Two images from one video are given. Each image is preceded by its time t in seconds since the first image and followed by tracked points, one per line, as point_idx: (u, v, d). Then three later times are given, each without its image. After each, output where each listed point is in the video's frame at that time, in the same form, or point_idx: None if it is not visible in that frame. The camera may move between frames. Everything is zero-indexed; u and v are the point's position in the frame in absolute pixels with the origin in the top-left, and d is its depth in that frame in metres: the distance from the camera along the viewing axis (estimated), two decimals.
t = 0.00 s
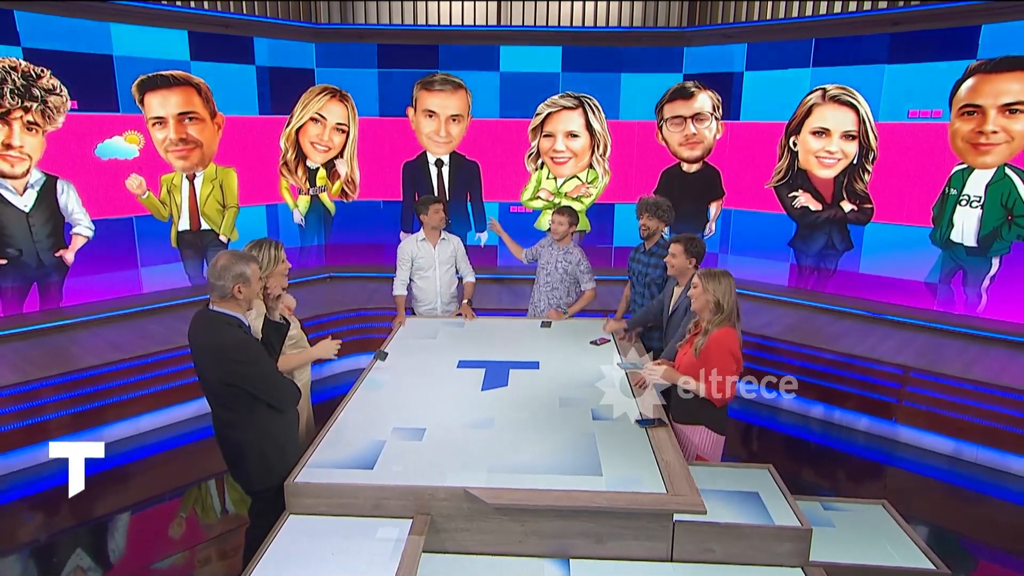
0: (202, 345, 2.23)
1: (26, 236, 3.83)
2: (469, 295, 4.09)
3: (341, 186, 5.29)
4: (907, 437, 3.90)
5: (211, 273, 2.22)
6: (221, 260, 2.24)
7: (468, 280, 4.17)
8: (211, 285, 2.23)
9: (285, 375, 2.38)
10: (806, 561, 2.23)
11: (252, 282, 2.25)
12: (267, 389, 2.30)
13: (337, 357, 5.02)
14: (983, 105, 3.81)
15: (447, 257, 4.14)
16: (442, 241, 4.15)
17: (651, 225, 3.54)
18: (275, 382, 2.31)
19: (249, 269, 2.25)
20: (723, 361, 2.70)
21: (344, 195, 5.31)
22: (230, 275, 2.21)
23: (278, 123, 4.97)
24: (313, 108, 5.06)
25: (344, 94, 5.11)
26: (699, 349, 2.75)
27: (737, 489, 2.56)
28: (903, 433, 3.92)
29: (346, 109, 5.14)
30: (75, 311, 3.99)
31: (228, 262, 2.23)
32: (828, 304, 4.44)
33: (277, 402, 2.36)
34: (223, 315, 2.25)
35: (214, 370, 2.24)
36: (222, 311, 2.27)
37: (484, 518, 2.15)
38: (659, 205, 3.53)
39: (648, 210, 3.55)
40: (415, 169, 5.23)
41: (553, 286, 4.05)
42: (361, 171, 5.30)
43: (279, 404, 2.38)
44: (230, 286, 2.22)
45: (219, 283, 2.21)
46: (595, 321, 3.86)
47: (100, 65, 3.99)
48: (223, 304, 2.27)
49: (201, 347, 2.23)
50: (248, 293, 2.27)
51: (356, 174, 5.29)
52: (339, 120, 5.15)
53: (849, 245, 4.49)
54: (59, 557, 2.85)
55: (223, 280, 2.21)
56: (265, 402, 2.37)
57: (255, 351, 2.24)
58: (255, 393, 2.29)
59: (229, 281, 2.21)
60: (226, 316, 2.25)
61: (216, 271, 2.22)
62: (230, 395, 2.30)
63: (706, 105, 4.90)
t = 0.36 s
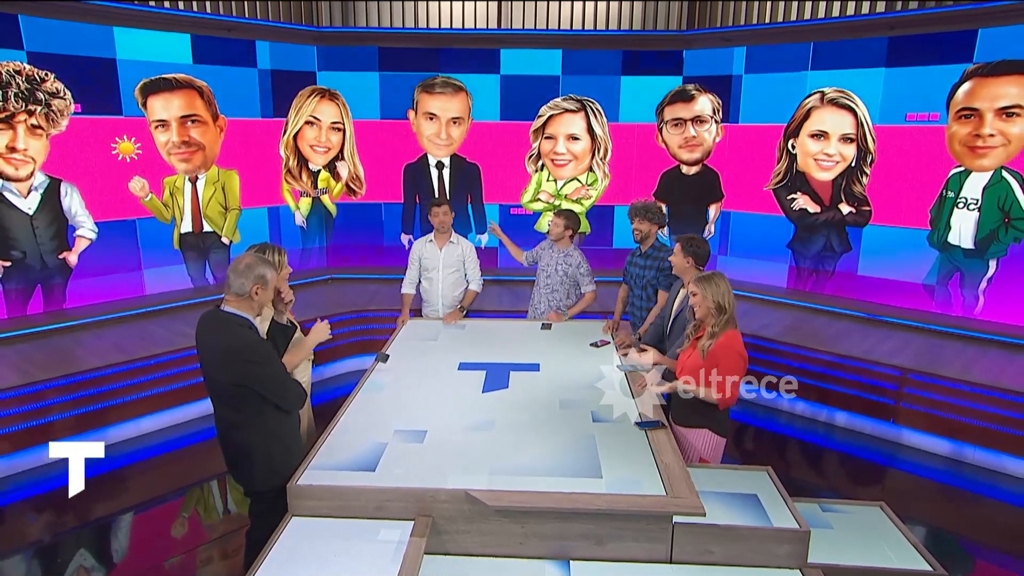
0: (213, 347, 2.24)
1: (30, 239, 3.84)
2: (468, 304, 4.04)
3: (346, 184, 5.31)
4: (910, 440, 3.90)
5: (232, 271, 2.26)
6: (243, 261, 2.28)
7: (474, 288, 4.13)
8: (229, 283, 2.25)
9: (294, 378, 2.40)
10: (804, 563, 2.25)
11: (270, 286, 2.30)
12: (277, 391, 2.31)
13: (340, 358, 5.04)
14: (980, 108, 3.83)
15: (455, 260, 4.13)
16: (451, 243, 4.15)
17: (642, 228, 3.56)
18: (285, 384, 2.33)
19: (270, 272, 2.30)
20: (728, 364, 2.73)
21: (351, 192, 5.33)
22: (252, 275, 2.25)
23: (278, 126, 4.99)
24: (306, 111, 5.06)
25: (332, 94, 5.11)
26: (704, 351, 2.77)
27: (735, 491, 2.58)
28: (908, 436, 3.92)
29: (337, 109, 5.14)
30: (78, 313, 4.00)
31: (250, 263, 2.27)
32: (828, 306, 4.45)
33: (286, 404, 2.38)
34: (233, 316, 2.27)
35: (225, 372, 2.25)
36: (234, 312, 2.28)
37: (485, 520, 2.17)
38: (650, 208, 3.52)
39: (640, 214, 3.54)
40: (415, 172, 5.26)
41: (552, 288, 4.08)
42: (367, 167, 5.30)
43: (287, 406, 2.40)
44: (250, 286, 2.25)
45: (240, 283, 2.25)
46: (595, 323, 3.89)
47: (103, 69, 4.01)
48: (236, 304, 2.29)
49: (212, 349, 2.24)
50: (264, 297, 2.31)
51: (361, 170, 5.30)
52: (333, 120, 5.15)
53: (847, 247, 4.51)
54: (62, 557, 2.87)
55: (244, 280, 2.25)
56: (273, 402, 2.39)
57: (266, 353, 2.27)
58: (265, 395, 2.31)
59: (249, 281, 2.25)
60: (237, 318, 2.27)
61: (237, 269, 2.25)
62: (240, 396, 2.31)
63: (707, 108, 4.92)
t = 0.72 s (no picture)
0: (230, 345, 2.24)
1: (33, 241, 3.85)
2: (463, 311, 3.99)
3: (348, 186, 5.32)
4: (920, 444, 3.88)
5: (255, 271, 2.28)
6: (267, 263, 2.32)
7: (473, 297, 4.03)
8: (251, 282, 2.27)
9: (303, 383, 2.40)
10: (803, 564, 2.27)
11: (288, 291, 2.35)
12: (289, 394, 2.32)
13: (342, 359, 5.06)
14: (977, 112, 3.84)
15: (455, 265, 4.14)
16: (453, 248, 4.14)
17: (641, 234, 3.59)
18: (298, 387, 2.34)
19: (291, 277, 2.35)
20: (726, 363, 2.73)
21: (353, 193, 5.35)
22: (275, 278, 2.29)
23: (279, 128, 5.01)
24: (309, 113, 5.08)
25: (332, 95, 5.12)
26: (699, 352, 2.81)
27: (734, 492, 2.60)
28: (917, 440, 3.90)
29: (339, 110, 5.16)
30: (82, 314, 4.00)
31: (274, 266, 2.31)
32: (825, 308, 4.46)
33: (295, 407, 2.39)
34: (248, 314, 2.27)
35: (240, 372, 2.24)
36: (249, 310, 2.29)
37: (486, 521, 2.19)
38: (647, 212, 3.56)
39: (638, 218, 3.58)
40: (417, 174, 5.28)
41: (552, 291, 4.10)
42: (367, 170, 5.32)
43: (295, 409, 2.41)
44: (272, 288, 2.29)
45: (263, 283, 2.27)
46: (594, 325, 3.92)
47: (105, 72, 4.02)
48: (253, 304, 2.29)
49: (229, 347, 2.23)
50: (281, 301, 2.35)
51: (361, 173, 5.32)
52: (334, 122, 5.16)
53: (846, 249, 4.53)
54: (66, 558, 2.89)
55: (267, 280, 2.28)
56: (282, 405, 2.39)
57: (283, 355, 2.28)
58: (277, 397, 2.31)
59: (271, 283, 2.28)
60: (252, 316, 2.28)
61: (262, 270, 2.28)
62: (250, 396, 2.31)
63: (712, 112, 4.93)
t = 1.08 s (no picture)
0: (246, 344, 2.24)
1: (39, 243, 3.89)
2: (465, 315, 4.06)
3: (350, 188, 5.35)
4: (926, 447, 3.89)
5: (271, 275, 2.29)
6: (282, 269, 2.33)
7: (474, 303, 4.04)
8: (266, 286, 2.28)
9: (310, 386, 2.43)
10: (800, 564, 2.30)
11: (301, 297, 2.37)
12: (299, 396, 2.34)
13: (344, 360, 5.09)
14: (973, 115, 3.87)
15: (457, 268, 4.14)
16: (454, 251, 4.14)
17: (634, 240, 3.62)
18: (307, 389, 2.36)
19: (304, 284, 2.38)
20: (725, 364, 2.76)
21: (355, 195, 5.38)
22: (290, 283, 2.31)
23: (281, 131, 5.02)
24: (310, 116, 5.10)
25: (337, 99, 5.16)
26: (694, 354, 2.83)
27: (733, 493, 2.63)
28: (922, 443, 3.91)
29: (342, 113, 5.19)
30: (87, 316, 4.06)
31: (290, 273, 2.33)
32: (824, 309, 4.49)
33: (302, 410, 2.39)
34: (260, 316, 2.28)
35: (255, 371, 2.25)
36: (261, 312, 2.30)
37: (487, 522, 2.22)
38: (646, 218, 3.59)
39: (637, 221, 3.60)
40: (419, 176, 5.30)
41: (550, 293, 4.13)
42: (369, 171, 5.35)
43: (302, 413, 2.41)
44: (286, 293, 2.31)
45: (279, 287, 2.29)
46: (594, 326, 3.95)
47: (109, 76, 4.04)
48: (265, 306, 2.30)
49: (246, 346, 2.24)
50: (292, 306, 2.37)
51: (363, 174, 5.34)
52: (337, 125, 5.19)
53: (843, 251, 4.56)
54: (70, 557, 2.91)
55: (283, 285, 2.30)
56: (288, 408, 2.39)
57: (297, 355, 2.32)
58: (288, 398, 2.32)
59: (286, 288, 2.30)
60: (263, 318, 2.28)
61: (278, 275, 2.30)
62: (260, 397, 2.31)
63: (710, 115, 4.96)
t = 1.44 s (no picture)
0: (256, 342, 2.26)
1: (44, 243, 3.91)
2: (465, 315, 4.12)
3: (352, 188, 5.37)
4: (920, 445, 3.95)
5: (281, 275, 2.34)
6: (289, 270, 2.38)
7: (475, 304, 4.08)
8: (275, 286, 2.32)
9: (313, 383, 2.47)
10: (797, 563, 2.33)
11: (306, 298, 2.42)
12: (304, 394, 2.37)
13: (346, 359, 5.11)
14: (969, 116, 3.91)
15: (459, 268, 4.16)
16: (456, 252, 4.16)
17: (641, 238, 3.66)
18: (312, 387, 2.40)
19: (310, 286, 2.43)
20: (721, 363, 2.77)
21: (357, 194, 5.41)
22: (297, 285, 2.37)
23: (282, 132, 5.04)
24: (310, 118, 5.13)
25: (333, 99, 5.17)
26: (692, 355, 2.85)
27: (731, 493, 2.66)
28: (916, 441, 3.96)
29: (340, 113, 5.20)
30: (90, 315, 4.07)
31: (297, 275, 2.38)
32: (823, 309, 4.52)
33: (306, 408, 2.42)
34: (268, 315, 2.31)
35: (264, 370, 2.28)
36: (268, 312, 2.33)
37: (488, 521, 2.25)
38: (654, 217, 3.65)
39: (644, 220, 3.66)
40: (422, 177, 5.33)
41: (547, 293, 4.16)
42: (371, 171, 5.37)
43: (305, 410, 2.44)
44: (294, 294, 2.36)
45: (288, 287, 2.34)
46: (593, 326, 3.98)
47: (112, 78, 4.06)
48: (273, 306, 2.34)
49: (255, 344, 2.26)
50: (297, 308, 2.42)
51: (366, 173, 5.36)
52: (336, 125, 5.22)
53: (841, 251, 4.59)
54: (75, 554, 2.94)
55: (291, 286, 2.35)
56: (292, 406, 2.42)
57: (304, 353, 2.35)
58: (294, 396, 2.35)
59: (294, 289, 2.35)
60: (271, 317, 2.32)
61: (286, 276, 2.34)
62: (267, 395, 2.32)
63: (708, 116, 4.99)
